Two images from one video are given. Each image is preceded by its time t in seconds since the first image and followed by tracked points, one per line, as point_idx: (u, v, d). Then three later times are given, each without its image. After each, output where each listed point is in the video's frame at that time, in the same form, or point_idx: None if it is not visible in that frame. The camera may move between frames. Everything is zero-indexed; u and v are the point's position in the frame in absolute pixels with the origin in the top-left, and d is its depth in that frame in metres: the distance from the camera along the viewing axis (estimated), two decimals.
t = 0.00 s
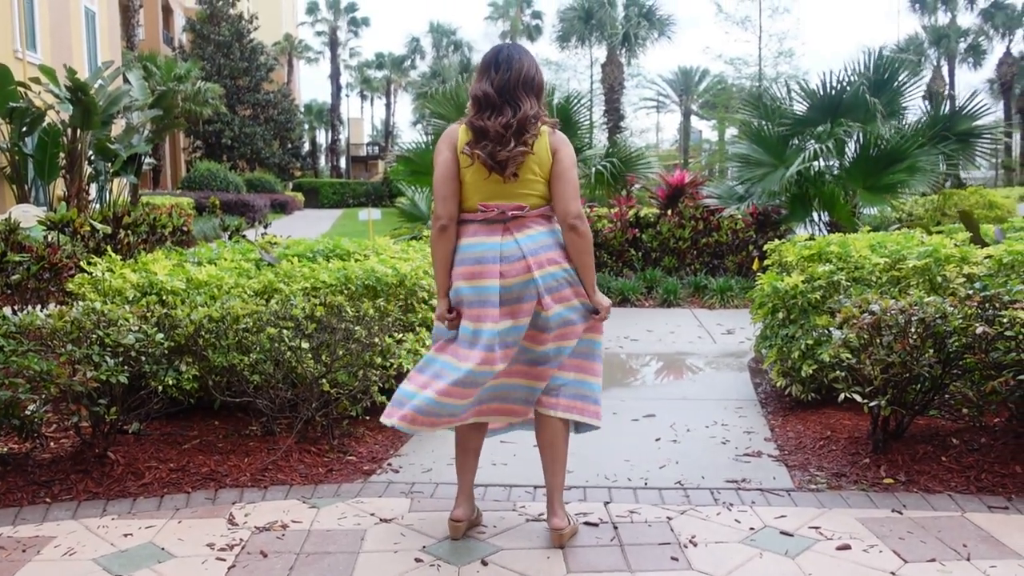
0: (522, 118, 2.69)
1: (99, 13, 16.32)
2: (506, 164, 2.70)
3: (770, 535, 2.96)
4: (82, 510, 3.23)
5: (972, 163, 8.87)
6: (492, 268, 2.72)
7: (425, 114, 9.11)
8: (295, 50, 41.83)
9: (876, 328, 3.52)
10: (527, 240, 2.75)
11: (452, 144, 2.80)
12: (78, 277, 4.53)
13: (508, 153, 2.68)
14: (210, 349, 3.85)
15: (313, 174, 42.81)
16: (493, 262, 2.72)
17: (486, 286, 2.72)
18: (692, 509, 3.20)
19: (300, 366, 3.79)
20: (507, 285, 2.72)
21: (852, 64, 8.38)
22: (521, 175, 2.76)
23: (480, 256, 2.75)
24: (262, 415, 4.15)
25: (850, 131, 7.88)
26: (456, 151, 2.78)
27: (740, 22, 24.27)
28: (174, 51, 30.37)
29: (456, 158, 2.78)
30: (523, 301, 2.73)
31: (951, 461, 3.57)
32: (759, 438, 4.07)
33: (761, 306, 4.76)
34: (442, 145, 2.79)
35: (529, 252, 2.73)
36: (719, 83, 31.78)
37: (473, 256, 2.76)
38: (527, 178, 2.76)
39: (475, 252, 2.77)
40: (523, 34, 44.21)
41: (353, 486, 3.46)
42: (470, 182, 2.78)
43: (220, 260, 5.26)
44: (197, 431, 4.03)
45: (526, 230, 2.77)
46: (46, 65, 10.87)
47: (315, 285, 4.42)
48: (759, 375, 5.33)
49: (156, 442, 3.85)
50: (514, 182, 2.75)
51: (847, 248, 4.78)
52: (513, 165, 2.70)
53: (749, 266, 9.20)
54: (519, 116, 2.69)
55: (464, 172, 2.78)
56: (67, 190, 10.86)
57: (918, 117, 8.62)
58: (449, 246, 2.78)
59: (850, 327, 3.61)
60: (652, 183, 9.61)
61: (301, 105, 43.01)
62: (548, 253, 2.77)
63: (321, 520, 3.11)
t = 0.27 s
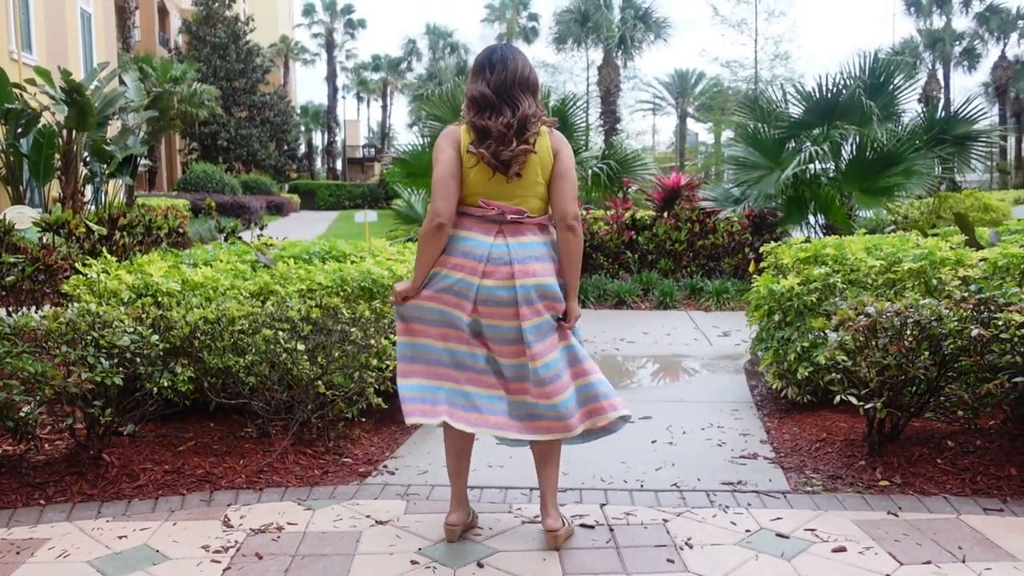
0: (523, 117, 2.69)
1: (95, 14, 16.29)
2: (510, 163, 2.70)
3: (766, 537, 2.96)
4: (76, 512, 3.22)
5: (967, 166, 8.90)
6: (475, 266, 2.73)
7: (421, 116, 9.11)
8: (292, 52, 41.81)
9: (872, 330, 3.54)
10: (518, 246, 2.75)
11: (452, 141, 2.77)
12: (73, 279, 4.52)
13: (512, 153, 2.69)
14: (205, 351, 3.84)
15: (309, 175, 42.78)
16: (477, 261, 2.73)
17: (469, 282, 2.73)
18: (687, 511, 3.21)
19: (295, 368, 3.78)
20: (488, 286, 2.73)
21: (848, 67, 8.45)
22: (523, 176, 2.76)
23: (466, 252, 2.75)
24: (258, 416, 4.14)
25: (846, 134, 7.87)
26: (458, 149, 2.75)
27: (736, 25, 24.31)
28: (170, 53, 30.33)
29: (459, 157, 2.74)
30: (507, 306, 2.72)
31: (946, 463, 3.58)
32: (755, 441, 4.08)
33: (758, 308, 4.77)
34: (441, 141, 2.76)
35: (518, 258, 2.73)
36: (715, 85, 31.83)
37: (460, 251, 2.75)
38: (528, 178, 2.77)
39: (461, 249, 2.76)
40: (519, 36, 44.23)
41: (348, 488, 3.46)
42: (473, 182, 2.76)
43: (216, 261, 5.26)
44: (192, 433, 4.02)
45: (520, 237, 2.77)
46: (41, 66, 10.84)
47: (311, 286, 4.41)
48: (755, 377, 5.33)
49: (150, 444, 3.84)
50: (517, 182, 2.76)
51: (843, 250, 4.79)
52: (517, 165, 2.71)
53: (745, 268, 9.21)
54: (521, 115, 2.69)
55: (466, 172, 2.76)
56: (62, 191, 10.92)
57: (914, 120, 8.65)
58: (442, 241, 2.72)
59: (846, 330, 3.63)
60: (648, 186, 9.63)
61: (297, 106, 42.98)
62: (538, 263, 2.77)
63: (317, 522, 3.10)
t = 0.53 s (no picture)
0: (519, 120, 2.69)
1: (91, 15, 16.27)
2: (506, 168, 2.70)
3: (763, 538, 2.96)
4: (72, 513, 3.21)
5: (964, 168, 8.88)
6: (478, 269, 2.73)
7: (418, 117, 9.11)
8: (289, 53, 41.79)
9: (868, 331, 3.54)
10: (521, 249, 2.75)
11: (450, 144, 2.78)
12: (70, 279, 4.51)
13: (508, 157, 2.68)
14: (202, 352, 3.84)
15: (306, 177, 42.76)
16: (481, 263, 2.73)
17: (469, 284, 2.73)
18: (685, 512, 3.20)
19: (292, 369, 3.78)
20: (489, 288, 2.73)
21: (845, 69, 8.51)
22: (521, 179, 2.76)
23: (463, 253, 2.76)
24: (255, 417, 4.13)
25: (844, 136, 7.90)
26: (455, 154, 2.74)
27: (733, 27, 24.35)
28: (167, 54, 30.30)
29: (456, 162, 2.74)
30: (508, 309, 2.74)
31: (943, 464, 3.58)
32: (752, 441, 4.08)
33: (754, 309, 4.78)
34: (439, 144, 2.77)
35: (520, 261, 2.74)
36: (712, 87, 31.89)
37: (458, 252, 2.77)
38: (528, 181, 2.76)
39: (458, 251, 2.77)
40: (516, 38, 44.33)
41: (345, 489, 3.45)
42: (472, 186, 2.76)
43: (213, 262, 5.25)
44: (188, 434, 4.01)
45: (523, 239, 2.77)
46: (38, 67, 10.80)
47: (309, 287, 4.41)
48: (752, 378, 5.33)
49: (147, 446, 3.83)
50: (516, 185, 2.76)
51: (839, 252, 4.80)
52: (513, 169, 2.70)
53: (742, 269, 9.22)
54: (518, 118, 2.69)
55: (465, 176, 2.76)
56: (59, 192, 11.16)
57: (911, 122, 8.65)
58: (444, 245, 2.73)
59: (844, 331, 3.63)
60: (645, 187, 9.64)
61: (294, 108, 42.96)
62: (540, 265, 2.77)
63: (314, 522, 3.10)
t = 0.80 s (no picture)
0: (529, 123, 2.69)
1: (90, 15, 16.26)
2: (511, 171, 2.68)
3: (762, 538, 2.96)
4: (71, 513, 3.21)
5: (962, 169, 8.86)
6: (503, 277, 2.72)
7: (417, 117, 9.11)
8: (287, 53, 41.80)
9: (867, 332, 3.54)
10: (538, 244, 2.75)
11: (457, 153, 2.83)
12: (68, 280, 4.51)
13: (513, 159, 2.67)
14: (200, 352, 3.84)
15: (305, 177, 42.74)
16: (503, 271, 2.73)
17: (497, 294, 2.71)
18: (684, 513, 3.21)
19: (291, 369, 3.78)
20: (518, 293, 2.72)
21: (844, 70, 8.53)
22: (527, 182, 2.74)
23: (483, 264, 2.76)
24: (254, 418, 4.13)
25: (842, 137, 7.93)
26: (461, 158, 2.76)
27: (732, 27, 24.36)
28: (165, 54, 30.27)
29: (461, 167, 2.76)
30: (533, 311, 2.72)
31: (941, 464, 3.58)
32: (751, 442, 4.08)
33: (754, 309, 4.78)
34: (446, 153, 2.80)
35: (540, 257, 2.73)
36: (710, 88, 31.89)
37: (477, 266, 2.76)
38: (533, 184, 2.74)
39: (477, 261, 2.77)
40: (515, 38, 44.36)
41: (344, 489, 3.45)
42: (477, 190, 2.77)
43: (212, 263, 5.25)
44: (187, 435, 4.01)
45: (536, 235, 2.76)
46: (36, 67, 10.78)
47: (308, 288, 4.42)
48: (751, 378, 5.34)
49: (146, 446, 3.83)
50: (520, 188, 2.74)
51: (838, 252, 4.80)
52: (519, 172, 2.69)
53: (741, 270, 9.22)
54: (527, 122, 2.69)
55: (470, 179, 2.76)
56: (57, 192, 11.14)
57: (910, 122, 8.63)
58: (458, 254, 2.77)
59: (843, 331, 3.62)
60: (644, 188, 9.65)
61: (293, 108, 42.95)
62: (558, 256, 2.77)
63: (313, 523, 3.10)
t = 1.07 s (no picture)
0: (544, 124, 2.70)
1: (90, 16, 16.27)
2: (527, 169, 2.70)
3: (762, 538, 2.97)
4: (72, 514, 3.21)
5: (963, 170, 8.87)
6: (515, 277, 2.70)
7: (417, 117, 9.12)
8: (288, 53, 41.82)
9: (868, 332, 3.54)
10: (550, 246, 2.74)
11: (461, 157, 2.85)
12: (69, 280, 4.52)
13: (529, 159, 2.68)
14: (202, 353, 3.85)
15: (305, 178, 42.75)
16: (514, 271, 2.70)
17: (509, 294, 2.69)
18: (685, 513, 3.21)
19: (292, 369, 3.78)
20: (529, 293, 2.70)
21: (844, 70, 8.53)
22: (542, 180, 2.76)
23: (494, 262, 2.73)
24: (255, 418, 4.14)
25: (842, 137, 7.92)
26: (475, 156, 2.73)
27: (732, 28, 24.36)
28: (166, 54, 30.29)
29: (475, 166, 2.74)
30: (545, 312, 2.71)
31: (942, 465, 3.58)
32: (752, 443, 4.08)
33: (754, 310, 4.78)
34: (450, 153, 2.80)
35: (553, 259, 2.72)
36: (711, 88, 31.89)
37: (483, 265, 2.76)
38: (547, 182, 2.76)
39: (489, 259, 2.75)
40: (516, 39, 44.39)
41: (345, 490, 3.46)
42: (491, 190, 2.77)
43: (213, 263, 5.25)
44: (188, 435, 4.02)
45: (548, 236, 2.76)
46: (36, 67, 10.79)
47: (309, 288, 4.42)
48: (751, 379, 5.34)
49: (147, 446, 3.83)
50: (535, 187, 2.75)
51: (838, 252, 4.80)
52: (535, 171, 2.71)
53: (741, 270, 9.23)
54: (543, 122, 2.70)
55: (484, 179, 2.76)
56: (58, 193, 11.14)
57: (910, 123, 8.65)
58: (453, 237, 2.65)
59: (843, 332, 3.62)
60: (644, 188, 9.65)
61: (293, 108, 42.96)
62: (570, 257, 2.77)
63: (314, 523, 3.10)
